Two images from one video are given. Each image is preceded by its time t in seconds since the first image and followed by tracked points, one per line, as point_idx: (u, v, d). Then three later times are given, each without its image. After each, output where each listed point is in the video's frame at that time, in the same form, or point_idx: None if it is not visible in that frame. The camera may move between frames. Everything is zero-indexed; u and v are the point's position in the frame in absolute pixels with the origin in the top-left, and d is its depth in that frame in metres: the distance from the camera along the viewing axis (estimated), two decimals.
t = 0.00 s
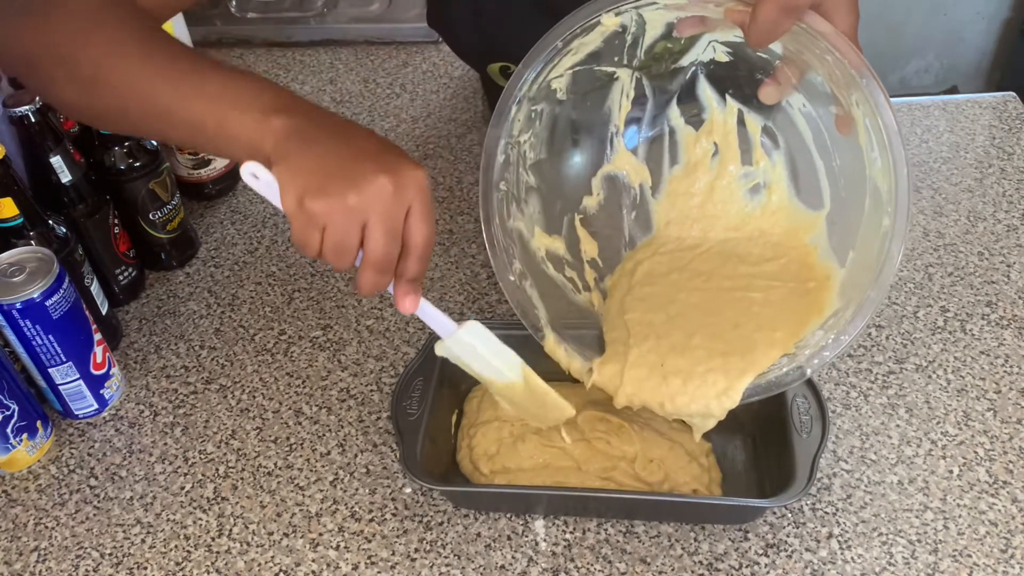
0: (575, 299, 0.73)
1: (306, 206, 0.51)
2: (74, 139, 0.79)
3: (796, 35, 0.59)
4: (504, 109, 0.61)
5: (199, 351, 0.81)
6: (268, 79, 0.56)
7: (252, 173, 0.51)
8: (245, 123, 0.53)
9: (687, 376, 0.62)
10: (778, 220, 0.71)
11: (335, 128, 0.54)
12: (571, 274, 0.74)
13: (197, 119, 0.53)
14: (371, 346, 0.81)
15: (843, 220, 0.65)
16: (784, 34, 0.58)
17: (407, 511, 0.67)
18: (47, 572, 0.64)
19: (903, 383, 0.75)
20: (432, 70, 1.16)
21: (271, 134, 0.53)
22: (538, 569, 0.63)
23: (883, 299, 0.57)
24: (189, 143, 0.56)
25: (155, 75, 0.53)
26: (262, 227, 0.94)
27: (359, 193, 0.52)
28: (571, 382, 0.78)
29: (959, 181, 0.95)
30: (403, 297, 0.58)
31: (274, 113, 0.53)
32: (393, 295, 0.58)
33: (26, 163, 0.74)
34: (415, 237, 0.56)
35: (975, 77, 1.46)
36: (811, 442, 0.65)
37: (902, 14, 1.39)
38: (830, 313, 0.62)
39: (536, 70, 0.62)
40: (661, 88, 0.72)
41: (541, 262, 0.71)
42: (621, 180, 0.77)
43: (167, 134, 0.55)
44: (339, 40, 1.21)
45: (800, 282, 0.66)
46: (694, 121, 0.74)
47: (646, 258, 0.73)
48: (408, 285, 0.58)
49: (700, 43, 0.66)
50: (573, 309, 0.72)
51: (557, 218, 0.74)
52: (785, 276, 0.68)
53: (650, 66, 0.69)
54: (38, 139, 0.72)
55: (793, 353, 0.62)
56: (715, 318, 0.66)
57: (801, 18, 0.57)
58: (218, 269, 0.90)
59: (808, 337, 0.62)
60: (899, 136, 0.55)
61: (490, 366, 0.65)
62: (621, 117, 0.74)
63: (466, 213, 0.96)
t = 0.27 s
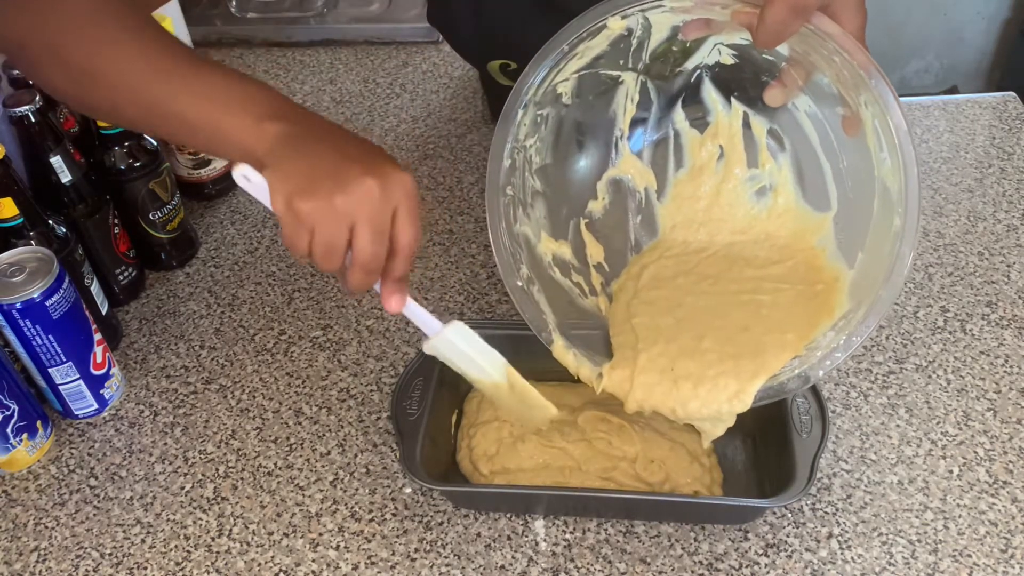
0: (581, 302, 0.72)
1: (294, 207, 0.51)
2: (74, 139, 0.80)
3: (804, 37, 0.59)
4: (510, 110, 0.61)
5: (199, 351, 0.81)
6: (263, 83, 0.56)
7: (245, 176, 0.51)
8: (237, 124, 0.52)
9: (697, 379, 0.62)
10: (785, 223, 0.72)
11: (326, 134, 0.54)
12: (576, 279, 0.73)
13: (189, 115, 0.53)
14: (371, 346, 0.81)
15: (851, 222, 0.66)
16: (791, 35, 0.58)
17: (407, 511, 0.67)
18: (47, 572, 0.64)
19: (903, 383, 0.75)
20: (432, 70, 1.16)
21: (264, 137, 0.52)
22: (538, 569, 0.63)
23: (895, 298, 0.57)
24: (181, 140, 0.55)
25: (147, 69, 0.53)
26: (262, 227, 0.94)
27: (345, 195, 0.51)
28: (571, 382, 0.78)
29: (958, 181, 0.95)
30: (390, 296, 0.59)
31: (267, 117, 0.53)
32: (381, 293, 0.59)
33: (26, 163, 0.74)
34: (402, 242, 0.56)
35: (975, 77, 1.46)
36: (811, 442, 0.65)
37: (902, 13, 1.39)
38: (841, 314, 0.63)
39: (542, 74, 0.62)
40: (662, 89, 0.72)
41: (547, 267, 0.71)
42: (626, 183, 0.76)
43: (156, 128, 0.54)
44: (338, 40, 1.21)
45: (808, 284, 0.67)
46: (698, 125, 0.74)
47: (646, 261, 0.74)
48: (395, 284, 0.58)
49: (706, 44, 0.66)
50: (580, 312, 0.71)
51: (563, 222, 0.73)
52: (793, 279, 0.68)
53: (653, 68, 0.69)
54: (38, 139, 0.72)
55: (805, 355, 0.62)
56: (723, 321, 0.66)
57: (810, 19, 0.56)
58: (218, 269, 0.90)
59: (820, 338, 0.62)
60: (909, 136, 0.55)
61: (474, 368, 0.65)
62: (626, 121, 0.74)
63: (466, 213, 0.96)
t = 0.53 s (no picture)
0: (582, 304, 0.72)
1: (311, 120, 0.52)
2: (75, 139, 0.80)
3: (801, 37, 0.59)
4: (509, 110, 0.61)
5: (199, 351, 0.81)
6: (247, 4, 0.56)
7: (250, 107, 0.51)
8: (226, 50, 0.53)
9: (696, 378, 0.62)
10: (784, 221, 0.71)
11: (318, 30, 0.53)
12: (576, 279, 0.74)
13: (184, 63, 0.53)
14: (371, 346, 0.81)
15: (850, 220, 0.65)
16: (789, 36, 0.58)
17: (407, 511, 0.67)
18: (47, 573, 0.64)
19: (903, 383, 0.75)
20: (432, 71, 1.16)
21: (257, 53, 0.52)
22: (538, 569, 0.63)
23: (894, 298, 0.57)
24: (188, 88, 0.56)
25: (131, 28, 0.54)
26: (262, 227, 0.94)
27: (355, 90, 0.51)
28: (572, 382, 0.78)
29: (959, 181, 0.95)
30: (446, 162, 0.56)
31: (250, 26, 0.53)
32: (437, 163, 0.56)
33: (26, 163, 0.74)
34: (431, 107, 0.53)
35: (975, 77, 1.46)
36: (811, 442, 0.65)
37: (902, 14, 1.39)
38: (839, 314, 0.62)
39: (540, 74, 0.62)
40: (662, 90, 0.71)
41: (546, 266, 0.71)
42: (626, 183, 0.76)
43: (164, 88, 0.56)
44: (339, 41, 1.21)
45: (807, 284, 0.66)
46: (698, 124, 0.74)
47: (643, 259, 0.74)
48: (445, 151, 0.55)
49: (705, 44, 0.66)
50: (580, 313, 0.71)
51: (563, 222, 0.74)
52: (791, 278, 0.67)
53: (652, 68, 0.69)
54: (38, 139, 0.72)
55: (803, 355, 0.61)
56: (721, 321, 0.66)
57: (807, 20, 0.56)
58: (218, 269, 0.90)
59: (818, 337, 0.61)
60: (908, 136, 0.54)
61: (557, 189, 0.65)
62: (626, 121, 0.74)
63: (466, 213, 0.96)
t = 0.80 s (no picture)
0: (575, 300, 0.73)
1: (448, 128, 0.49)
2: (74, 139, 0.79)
3: (788, 37, 0.59)
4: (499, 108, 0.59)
5: (199, 351, 0.81)
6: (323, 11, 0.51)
7: (384, 120, 0.52)
8: (333, 68, 0.48)
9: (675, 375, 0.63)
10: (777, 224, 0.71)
11: (416, 27, 0.48)
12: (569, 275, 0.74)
13: (286, 87, 0.49)
14: (371, 346, 0.81)
15: (838, 222, 0.65)
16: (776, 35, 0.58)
17: (407, 511, 0.67)
18: (47, 572, 0.64)
19: (903, 383, 0.75)
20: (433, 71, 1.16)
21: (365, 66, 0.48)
22: (538, 569, 0.63)
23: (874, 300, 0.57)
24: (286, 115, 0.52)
25: (213, 62, 0.50)
26: (262, 227, 0.95)
27: (483, 92, 0.47)
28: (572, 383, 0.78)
29: (959, 181, 0.95)
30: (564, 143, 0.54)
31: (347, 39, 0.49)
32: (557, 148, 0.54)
33: (26, 163, 0.74)
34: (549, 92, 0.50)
35: (975, 77, 1.46)
36: (811, 442, 0.65)
37: (902, 14, 1.39)
38: (823, 314, 0.62)
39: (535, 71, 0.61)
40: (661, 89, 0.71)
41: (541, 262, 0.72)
42: (625, 182, 0.75)
43: (262, 115, 0.52)
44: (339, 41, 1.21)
45: (796, 286, 0.66)
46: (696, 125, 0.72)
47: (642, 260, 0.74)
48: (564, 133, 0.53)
49: (701, 44, 0.66)
50: (574, 309, 0.73)
51: (558, 218, 0.74)
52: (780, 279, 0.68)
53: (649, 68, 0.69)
54: (38, 140, 0.72)
55: (782, 355, 0.61)
56: (707, 320, 0.67)
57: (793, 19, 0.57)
58: (218, 269, 0.90)
59: (801, 338, 0.61)
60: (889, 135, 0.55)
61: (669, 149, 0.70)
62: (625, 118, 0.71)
63: (466, 213, 0.96)
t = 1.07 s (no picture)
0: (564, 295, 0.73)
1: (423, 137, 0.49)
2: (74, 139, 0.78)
3: (785, 34, 0.59)
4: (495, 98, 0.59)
5: (199, 351, 0.81)
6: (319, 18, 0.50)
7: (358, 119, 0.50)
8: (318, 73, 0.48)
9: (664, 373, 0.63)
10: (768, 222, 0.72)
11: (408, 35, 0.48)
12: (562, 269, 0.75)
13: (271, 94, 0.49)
14: (371, 346, 0.81)
15: (827, 220, 0.65)
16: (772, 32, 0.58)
17: (407, 511, 0.67)
18: (47, 572, 0.64)
19: (903, 383, 0.75)
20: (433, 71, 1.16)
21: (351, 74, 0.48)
22: (538, 569, 0.63)
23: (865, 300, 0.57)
24: (272, 121, 0.51)
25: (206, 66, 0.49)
26: (262, 227, 0.95)
27: (456, 105, 0.47)
28: (571, 383, 0.78)
29: (958, 181, 0.95)
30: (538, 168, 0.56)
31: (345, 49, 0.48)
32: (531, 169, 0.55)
33: (26, 163, 0.74)
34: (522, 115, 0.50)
35: (975, 77, 1.46)
36: (811, 442, 0.65)
37: (902, 14, 1.39)
38: (813, 313, 0.62)
39: (531, 63, 0.61)
40: (658, 88, 0.71)
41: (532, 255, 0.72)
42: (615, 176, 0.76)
43: (246, 122, 0.51)
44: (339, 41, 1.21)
45: (786, 283, 0.67)
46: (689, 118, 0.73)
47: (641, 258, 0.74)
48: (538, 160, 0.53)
49: (696, 39, 0.65)
50: (564, 305, 0.72)
51: (549, 212, 0.73)
52: (770, 277, 0.68)
53: (646, 65, 0.68)
54: (38, 139, 0.72)
55: (774, 353, 0.62)
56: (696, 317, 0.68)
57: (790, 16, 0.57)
58: (218, 269, 0.90)
59: (791, 337, 0.62)
60: (885, 134, 0.55)
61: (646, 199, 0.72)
62: (617, 113, 0.72)
63: (466, 213, 0.96)
